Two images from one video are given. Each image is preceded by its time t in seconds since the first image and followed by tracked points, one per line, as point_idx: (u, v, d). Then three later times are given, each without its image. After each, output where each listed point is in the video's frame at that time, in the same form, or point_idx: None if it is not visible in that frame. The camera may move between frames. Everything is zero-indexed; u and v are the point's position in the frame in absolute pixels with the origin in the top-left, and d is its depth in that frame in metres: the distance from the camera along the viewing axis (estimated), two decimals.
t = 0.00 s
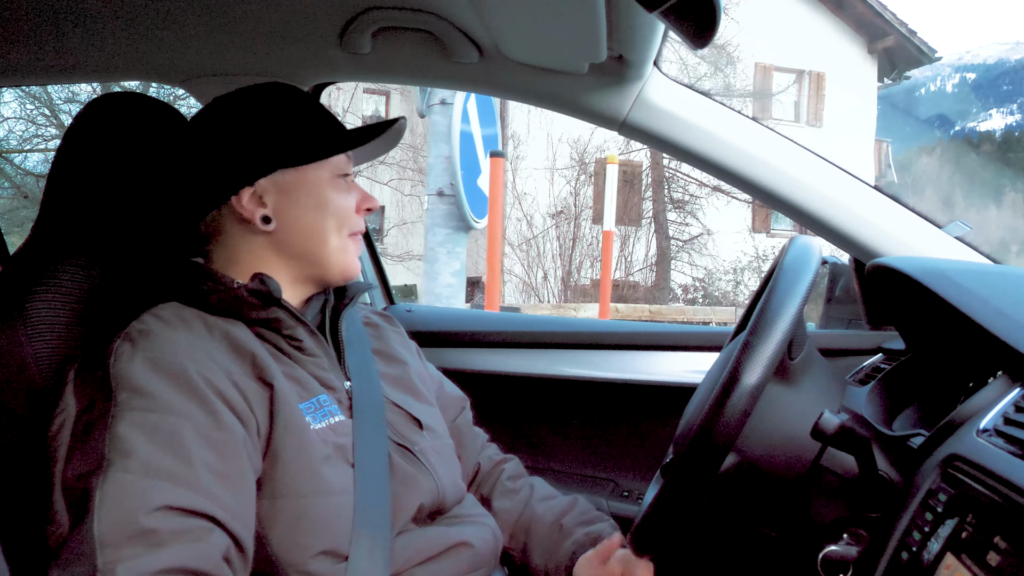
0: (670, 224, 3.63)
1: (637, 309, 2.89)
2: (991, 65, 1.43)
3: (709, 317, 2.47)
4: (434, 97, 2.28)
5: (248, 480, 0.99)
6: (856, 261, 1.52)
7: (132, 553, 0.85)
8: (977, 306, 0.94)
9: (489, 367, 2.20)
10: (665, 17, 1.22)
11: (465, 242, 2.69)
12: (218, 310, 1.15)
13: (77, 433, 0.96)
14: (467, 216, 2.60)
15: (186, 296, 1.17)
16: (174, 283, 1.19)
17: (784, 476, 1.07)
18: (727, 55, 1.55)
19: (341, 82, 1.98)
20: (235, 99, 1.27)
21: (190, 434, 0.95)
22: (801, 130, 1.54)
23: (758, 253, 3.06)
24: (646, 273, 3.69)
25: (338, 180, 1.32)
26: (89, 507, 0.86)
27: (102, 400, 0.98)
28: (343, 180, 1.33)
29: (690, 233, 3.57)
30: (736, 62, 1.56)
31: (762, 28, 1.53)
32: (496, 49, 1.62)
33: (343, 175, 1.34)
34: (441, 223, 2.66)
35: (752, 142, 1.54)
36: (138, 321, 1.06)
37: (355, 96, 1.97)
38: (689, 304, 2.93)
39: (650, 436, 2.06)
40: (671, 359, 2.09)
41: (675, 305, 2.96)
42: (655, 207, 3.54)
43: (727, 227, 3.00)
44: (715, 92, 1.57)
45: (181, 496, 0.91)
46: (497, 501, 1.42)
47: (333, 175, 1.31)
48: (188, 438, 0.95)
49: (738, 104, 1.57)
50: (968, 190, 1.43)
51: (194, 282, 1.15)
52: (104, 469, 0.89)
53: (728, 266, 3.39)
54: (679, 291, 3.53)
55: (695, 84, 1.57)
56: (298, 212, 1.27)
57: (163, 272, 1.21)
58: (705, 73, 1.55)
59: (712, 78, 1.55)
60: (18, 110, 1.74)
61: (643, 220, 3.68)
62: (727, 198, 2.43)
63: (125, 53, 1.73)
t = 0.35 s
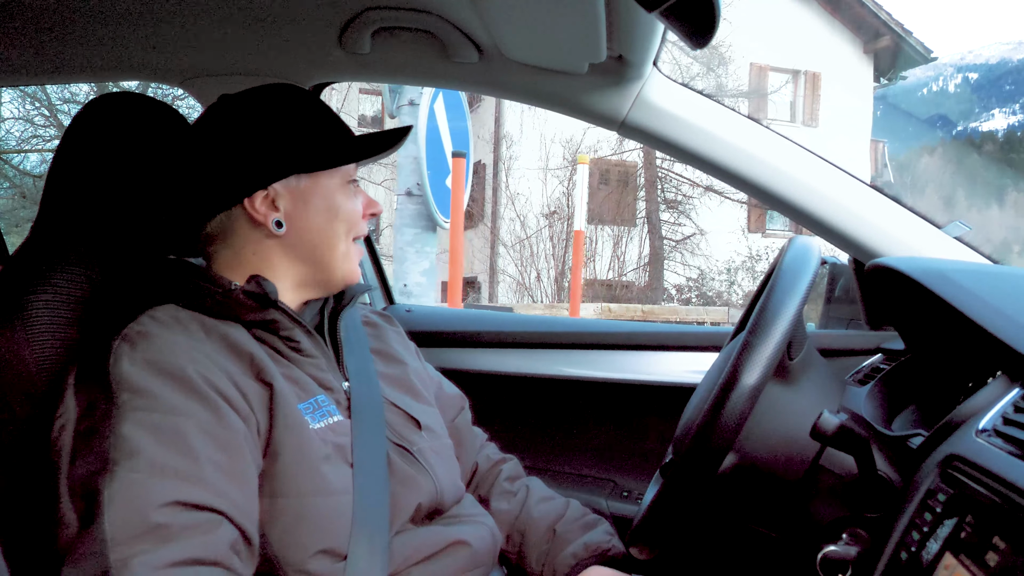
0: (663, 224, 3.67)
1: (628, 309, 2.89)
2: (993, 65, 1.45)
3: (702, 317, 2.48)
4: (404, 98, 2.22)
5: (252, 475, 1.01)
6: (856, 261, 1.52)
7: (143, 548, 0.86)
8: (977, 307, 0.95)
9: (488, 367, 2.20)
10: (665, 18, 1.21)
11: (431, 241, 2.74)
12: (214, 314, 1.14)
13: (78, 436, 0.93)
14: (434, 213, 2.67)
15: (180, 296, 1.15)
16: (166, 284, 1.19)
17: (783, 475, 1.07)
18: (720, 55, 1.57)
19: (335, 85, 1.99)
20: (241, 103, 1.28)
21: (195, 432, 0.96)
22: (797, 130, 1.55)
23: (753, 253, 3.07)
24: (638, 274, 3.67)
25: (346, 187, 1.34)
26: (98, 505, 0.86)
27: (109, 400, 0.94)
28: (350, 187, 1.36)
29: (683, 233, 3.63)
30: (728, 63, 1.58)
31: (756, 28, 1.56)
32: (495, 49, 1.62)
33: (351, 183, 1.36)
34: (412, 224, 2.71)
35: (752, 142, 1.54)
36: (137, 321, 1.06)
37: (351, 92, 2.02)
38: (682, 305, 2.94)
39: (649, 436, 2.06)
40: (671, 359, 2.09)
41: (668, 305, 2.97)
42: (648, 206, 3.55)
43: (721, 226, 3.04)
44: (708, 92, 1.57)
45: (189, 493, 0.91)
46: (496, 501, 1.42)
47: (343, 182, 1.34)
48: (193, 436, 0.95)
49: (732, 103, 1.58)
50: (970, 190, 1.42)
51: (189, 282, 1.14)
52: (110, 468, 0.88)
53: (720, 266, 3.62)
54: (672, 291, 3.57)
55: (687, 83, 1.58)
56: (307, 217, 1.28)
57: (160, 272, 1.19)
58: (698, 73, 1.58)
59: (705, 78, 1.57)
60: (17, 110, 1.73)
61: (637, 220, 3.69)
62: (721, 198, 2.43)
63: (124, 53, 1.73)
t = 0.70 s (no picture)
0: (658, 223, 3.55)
1: (622, 309, 2.88)
2: (994, 65, 1.45)
3: (697, 316, 2.47)
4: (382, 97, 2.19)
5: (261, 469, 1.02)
6: (856, 261, 1.52)
7: (165, 545, 0.86)
8: (978, 306, 0.94)
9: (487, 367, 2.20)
10: (665, 18, 1.21)
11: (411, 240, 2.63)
12: (217, 313, 1.14)
13: (87, 438, 0.92)
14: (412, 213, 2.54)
15: (180, 297, 1.15)
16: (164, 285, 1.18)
17: (783, 475, 1.07)
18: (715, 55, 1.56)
19: (333, 86, 2.00)
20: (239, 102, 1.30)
21: (203, 430, 0.96)
22: (794, 128, 1.56)
23: (749, 253, 3.07)
24: (633, 273, 3.66)
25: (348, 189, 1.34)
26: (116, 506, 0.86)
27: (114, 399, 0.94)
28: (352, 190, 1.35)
29: (677, 233, 3.50)
30: (723, 64, 1.58)
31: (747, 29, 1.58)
32: (495, 49, 1.62)
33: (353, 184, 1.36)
34: (390, 223, 2.58)
35: (751, 141, 1.54)
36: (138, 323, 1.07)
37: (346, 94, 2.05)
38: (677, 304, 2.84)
39: (648, 437, 2.06)
40: (670, 359, 2.09)
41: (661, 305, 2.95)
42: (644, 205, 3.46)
43: (714, 225, 3.04)
44: (703, 92, 1.57)
45: (203, 489, 0.92)
46: (495, 501, 1.42)
47: (345, 184, 1.33)
48: (201, 434, 0.95)
49: (727, 102, 1.58)
50: (971, 190, 1.41)
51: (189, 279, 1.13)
52: (124, 469, 0.88)
53: (716, 266, 3.47)
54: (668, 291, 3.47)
55: (683, 82, 1.58)
56: (308, 221, 1.28)
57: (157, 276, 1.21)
58: (692, 72, 1.56)
59: (699, 78, 1.57)
60: (16, 111, 1.74)
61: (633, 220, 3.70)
62: (716, 198, 2.43)
63: (123, 54, 1.73)
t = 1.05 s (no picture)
0: (656, 223, 3.55)
1: (620, 309, 2.88)
2: (996, 64, 1.42)
3: (695, 315, 2.47)
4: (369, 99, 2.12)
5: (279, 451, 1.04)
6: (856, 260, 1.51)
7: (204, 522, 0.86)
8: (981, 308, 0.94)
9: (487, 367, 2.20)
10: (664, 18, 1.21)
11: (400, 239, 2.65)
12: (221, 313, 1.15)
13: (101, 430, 0.92)
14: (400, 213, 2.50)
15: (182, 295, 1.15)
16: (166, 284, 1.19)
17: (781, 475, 1.07)
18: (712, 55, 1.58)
19: (332, 85, 2.08)
20: (236, 102, 1.31)
21: (223, 414, 0.97)
22: (793, 127, 1.56)
23: (747, 253, 3.07)
24: (632, 273, 3.67)
25: (308, 182, 1.29)
26: (152, 488, 0.86)
27: (126, 387, 0.94)
28: (315, 182, 1.30)
29: (675, 233, 3.50)
30: (721, 63, 1.59)
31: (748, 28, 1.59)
32: (495, 49, 1.62)
33: (318, 177, 1.31)
34: (378, 223, 2.57)
35: (752, 141, 1.54)
36: (144, 318, 1.06)
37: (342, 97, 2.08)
38: (676, 305, 2.83)
39: (649, 437, 2.05)
40: (670, 359, 2.09)
41: (658, 305, 2.94)
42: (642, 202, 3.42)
43: (711, 224, 3.04)
44: (702, 92, 1.57)
45: (234, 467, 0.94)
46: (494, 501, 1.42)
47: (301, 176, 1.29)
48: (222, 417, 0.97)
49: (724, 101, 1.57)
50: (972, 189, 1.41)
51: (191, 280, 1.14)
52: (150, 454, 0.88)
53: (715, 266, 3.38)
54: (668, 291, 3.43)
55: (681, 81, 1.59)
56: (259, 214, 1.26)
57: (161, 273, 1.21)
58: (691, 72, 1.57)
59: (698, 77, 1.57)
60: (18, 111, 1.73)
61: (632, 220, 3.70)
62: (714, 198, 2.43)
63: (123, 54, 1.73)
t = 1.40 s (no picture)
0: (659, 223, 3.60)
1: (620, 309, 2.88)
2: (999, 62, 1.42)
3: (696, 314, 2.48)
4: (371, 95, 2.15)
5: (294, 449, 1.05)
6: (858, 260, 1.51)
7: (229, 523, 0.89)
8: (986, 309, 0.93)
9: (489, 367, 2.20)
10: (665, 17, 1.21)
11: (401, 240, 2.59)
12: (228, 314, 1.14)
13: (115, 437, 0.94)
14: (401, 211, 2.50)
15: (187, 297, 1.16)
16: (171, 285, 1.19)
17: (783, 475, 1.07)
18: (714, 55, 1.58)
19: (332, 86, 2.07)
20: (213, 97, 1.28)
21: (240, 418, 0.98)
22: (795, 127, 1.56)
23: (748, 251, 3.07)
24: (633, 272, 3.64)
25: (264, 182, 1.25)
26: (169, 502, 0.88)
27: (137, 396, 0.96)
28: (272, 182, 1.26)
29: (677, 232, 3.55)
30: (722, 63, 1.59)
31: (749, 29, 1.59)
32: (497, 49, 1.62)
33: (276, 176, 1.27)
34: (379, 223, 2.56)
35: (755, 141, 1.54)
36: (150, 323, 1.05)
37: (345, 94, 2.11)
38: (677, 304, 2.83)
39: (651, 437, 2.05)
40: (672, 359, 2.09)
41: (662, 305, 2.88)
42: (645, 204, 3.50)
43: (712, 223, 3.04)
44: (703, 91, 1.58)
45: (255, 474, 0.95)
46: (495, 501, 1.42)
47: (255, 178, 1.25)
48: (239, 422, 0.97)
49: (727, 101, 1.58)
50: (975, 188, 1.41)
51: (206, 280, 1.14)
52: (165, 465, 0.90)
53: (716, 265, 3.47)
54: (669, 290, 3.49)
55: (683, 80, 1.59)
56: (225, 221, 1.24)
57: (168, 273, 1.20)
58: (692, 71, 1.57)
59: (699, 77, 1.57)
60: (19, 111, 1.76)
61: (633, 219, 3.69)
62: (716, 198, 2.43)
63: (125, 55, 1.73)
